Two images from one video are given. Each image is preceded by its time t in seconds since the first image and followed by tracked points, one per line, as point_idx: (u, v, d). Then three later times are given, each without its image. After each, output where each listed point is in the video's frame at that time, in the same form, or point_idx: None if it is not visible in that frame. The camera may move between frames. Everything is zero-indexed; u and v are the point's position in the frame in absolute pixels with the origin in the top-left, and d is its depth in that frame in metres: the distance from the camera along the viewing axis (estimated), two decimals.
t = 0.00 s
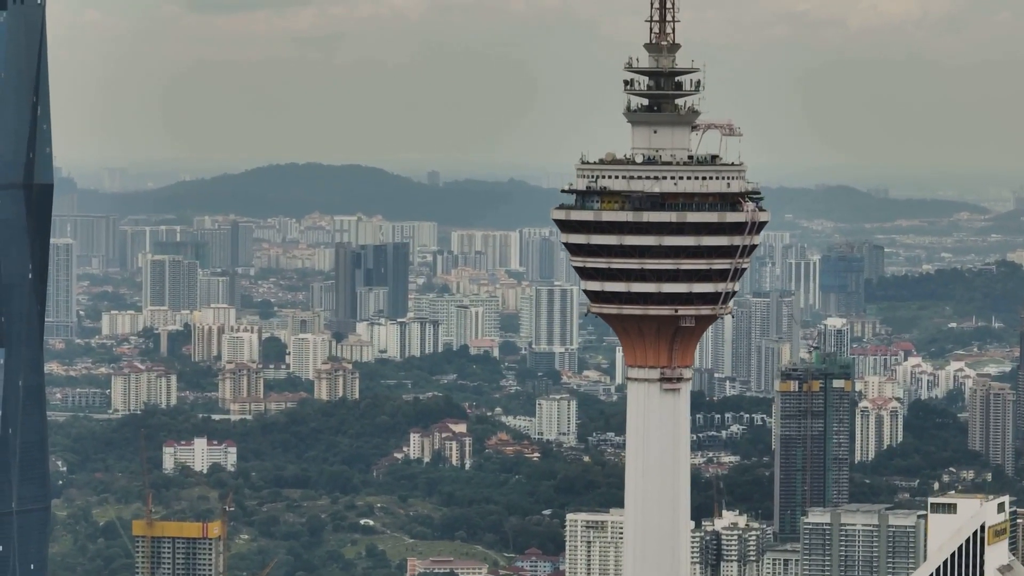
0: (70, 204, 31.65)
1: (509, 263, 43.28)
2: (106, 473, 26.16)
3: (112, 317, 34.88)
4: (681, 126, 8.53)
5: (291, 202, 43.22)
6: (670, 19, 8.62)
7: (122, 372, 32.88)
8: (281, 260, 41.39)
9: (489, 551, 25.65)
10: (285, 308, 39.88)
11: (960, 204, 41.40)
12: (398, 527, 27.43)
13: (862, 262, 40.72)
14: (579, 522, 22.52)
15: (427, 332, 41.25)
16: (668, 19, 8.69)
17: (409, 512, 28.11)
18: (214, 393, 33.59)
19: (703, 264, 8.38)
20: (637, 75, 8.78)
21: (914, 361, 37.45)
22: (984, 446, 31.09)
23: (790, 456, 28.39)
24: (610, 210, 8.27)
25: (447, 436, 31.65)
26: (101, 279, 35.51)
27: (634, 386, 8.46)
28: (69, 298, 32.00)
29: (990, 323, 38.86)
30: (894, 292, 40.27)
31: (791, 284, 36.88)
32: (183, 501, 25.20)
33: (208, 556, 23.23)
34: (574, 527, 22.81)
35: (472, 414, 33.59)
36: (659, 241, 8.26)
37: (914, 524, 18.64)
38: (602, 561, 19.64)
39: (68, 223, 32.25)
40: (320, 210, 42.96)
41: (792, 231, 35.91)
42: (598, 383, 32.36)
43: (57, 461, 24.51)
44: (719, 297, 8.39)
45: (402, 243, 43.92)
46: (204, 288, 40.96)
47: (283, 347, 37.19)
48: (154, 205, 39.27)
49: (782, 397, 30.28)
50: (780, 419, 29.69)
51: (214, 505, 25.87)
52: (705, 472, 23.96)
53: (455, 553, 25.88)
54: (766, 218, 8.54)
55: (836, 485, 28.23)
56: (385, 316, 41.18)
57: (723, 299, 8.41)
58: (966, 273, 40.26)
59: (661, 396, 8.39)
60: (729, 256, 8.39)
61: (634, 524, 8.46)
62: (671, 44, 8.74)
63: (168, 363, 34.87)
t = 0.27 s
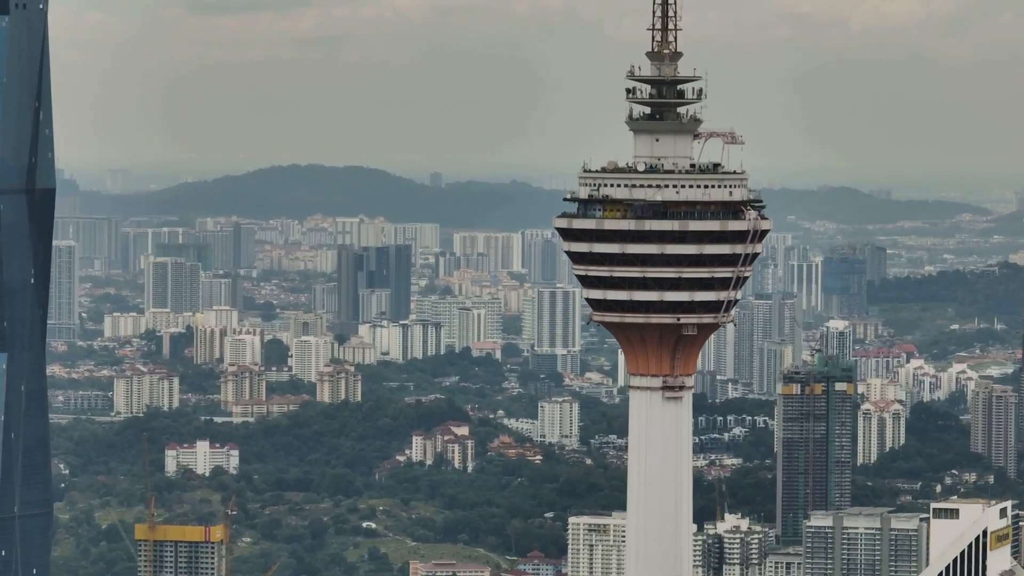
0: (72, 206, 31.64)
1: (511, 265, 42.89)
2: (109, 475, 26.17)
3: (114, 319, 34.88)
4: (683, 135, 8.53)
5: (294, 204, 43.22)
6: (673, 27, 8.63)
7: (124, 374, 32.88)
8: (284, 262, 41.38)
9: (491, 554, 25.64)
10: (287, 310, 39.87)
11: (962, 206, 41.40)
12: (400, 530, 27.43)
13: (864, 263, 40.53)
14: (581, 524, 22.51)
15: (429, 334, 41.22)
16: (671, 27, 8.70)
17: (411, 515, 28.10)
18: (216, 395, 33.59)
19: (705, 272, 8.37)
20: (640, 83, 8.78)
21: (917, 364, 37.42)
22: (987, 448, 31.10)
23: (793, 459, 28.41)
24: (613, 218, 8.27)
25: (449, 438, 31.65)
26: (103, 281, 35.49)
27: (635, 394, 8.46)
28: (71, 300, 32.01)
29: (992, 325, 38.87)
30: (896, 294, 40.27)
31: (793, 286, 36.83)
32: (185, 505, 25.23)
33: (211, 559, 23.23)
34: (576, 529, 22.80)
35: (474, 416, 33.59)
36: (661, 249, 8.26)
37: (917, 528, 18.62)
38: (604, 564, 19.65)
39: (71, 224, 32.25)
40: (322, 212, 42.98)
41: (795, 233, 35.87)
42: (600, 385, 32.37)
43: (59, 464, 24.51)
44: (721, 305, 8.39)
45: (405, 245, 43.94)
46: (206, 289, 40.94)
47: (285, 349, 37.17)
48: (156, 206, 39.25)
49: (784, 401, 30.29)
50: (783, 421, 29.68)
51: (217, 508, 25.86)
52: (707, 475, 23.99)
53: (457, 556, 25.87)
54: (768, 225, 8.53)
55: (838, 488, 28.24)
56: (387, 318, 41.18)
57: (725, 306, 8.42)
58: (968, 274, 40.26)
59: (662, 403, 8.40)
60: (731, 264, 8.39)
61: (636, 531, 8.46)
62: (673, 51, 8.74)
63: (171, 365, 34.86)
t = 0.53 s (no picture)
0: (74, 207, 31.64)
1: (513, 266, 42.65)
2: (110, 478, 26.16)
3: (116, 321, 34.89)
4: (685, 141, 8.51)
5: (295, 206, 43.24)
6: (675, 33, 8.61)
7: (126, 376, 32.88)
8: (285, 263, 41.38)
9: (493, 555, 25.63)
10: (288, 312, 39.87)
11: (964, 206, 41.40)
12: (402, 532, 27.41)
13: (865, 264, 40.76)
14: (583, 527, 22.53)
15: (431, 336, 41.18)
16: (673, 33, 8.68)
17: (413, 517, 28.09)
18: (218, 397, 33.60)
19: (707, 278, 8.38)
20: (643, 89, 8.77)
21: (919, 364, 37.35)
22: (989, 450, 31.10)
23: (794, 461, 28.40)
24: (614, 225, 8.26)
25: (451, 440, 31.65)
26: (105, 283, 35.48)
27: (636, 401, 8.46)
28: (73, 301, 32.01)
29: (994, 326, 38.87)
30: (898, 295, 40.27)
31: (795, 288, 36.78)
32: (187, 507, 25.25)
33: (214, 562, 23.23)
34: (578, 531, 22.82)
35: (476, 418, 33.58)
36: (662, 256, 8.26)
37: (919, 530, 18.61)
38: (605, 566, 19.65)
39: (72, 226, 32.26)
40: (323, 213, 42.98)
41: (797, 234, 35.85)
42: (601, 387, 32.38)
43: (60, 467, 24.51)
44: (722, 311, 8.39)
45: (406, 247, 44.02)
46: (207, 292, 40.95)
47: (287, 350, 37.17)
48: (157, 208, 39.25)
49: (787, 404, 30.31)
50: (784, 423, 29.66)
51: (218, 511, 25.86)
52: (709, 477, 24.01)
53: (458, 558, 25.85)
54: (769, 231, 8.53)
55: (840, 491, 28.24)
56: (388, 319, 41.19)
57: (726, 313, 8.42)
58: (969, 275, 40.24)
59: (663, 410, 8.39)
60: (732, 271, 8.39)
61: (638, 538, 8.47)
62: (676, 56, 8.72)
63: (173, 367, 34.87)
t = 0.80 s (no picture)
0: (75, 208, 31.65)
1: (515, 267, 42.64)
2: (111, 479, 26.15)
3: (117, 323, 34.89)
4: (687, 149, 8.50)
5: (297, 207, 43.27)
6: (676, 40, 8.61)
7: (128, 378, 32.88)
8: (288, 264, 41.35)
9: (495, 557, 25.58)
10: (290, 314, 39.82)
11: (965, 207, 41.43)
12: (404, 534, 27.39)
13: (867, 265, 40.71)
14: (585, 529, 22.48)
15: (434, 337, 41.10)
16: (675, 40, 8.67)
17: (415, 519, 28.06)
18: (220, 399, 33.59)
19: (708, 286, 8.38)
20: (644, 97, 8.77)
21: (921, 366, 37.27)
22: (990, 452, 31.10)
23: (796, 463, 28.35)
24: (616, 233, 8.26)
25: (453, 443, 31.65)
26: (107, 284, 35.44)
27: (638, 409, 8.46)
28: (75, 303, 32.02)
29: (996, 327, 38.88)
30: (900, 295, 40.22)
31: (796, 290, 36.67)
32: (189, 509, 25.22)
33: (215, 565, 23.20)
34: (581, 534, 22.76)
35: (478, 421, 33.57)
36: (664, 264, 8.25)
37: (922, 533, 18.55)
38: (609, 568, 19.62)
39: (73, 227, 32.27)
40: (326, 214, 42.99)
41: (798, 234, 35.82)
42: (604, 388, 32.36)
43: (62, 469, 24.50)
44: (724, 319, 8.39)
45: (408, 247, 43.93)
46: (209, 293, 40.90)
47: (289, 351, 37.13)
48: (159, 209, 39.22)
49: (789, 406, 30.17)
50: (786, 425, 29.58)
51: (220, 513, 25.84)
52: (710, 480, 23.97)
53: (460, 561, 25.81)
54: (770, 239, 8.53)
55: (842, 493, 28.18)
56: (390, 320, 41.16)
57: (728, 321, 8.42)
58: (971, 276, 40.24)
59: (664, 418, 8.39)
60: (733, 278, 8.39)
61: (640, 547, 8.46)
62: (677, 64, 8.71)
63: (174, 369, 34.85)
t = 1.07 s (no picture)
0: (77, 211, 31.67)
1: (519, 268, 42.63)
2: (113, 482, 26.16)
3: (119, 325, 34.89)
4: (689, 157, 8.49)
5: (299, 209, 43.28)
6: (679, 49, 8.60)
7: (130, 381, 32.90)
8: (290, 266, 41.34)
9: (498, 561, 25.53)
10: (292, 316, 39.80)
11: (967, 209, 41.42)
12: (406, 537, 27.37)
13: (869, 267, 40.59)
14: (588, 532, 22.45)
15: (437, 338, 41.04)
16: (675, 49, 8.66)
17: (417, 522, 28.06)
18: (222, 401, 33.60)
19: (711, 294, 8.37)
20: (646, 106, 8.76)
21: (923, 368, 37.20)
22: (993, 455, 31.10)
23: (799, 466, 28.32)
24: (618, 241, 8.25)
25: (455, 446, 31.65)
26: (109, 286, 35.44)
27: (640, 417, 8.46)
28: (78, 305, 32.04)
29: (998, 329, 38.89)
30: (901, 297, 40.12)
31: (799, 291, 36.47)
32: (191, 512, 25.22)
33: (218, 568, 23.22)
34: (584, 536, 22.74)
35: (481, 424, 33.58)
36: (667, 273, 8.25)
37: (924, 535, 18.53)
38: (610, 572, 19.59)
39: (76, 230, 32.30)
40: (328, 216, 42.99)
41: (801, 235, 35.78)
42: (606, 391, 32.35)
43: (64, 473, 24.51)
44: (726, 327, 8.39)
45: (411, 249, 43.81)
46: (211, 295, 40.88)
47: (291, 354, 37.11)
48: (161, 212, 39.19)
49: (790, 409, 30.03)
50: (788, 428, 29.50)
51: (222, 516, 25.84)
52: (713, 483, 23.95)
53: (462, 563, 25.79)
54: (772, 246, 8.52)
55: (845, 496, 28.14)
56: (392, 322, 41.15)
57: (731, 328, 8.41)
58: (973, 278, 40.21)
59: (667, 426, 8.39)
60: (736, 287, 8.38)
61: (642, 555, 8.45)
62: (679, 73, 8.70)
63: (177, 371, 34.85)
